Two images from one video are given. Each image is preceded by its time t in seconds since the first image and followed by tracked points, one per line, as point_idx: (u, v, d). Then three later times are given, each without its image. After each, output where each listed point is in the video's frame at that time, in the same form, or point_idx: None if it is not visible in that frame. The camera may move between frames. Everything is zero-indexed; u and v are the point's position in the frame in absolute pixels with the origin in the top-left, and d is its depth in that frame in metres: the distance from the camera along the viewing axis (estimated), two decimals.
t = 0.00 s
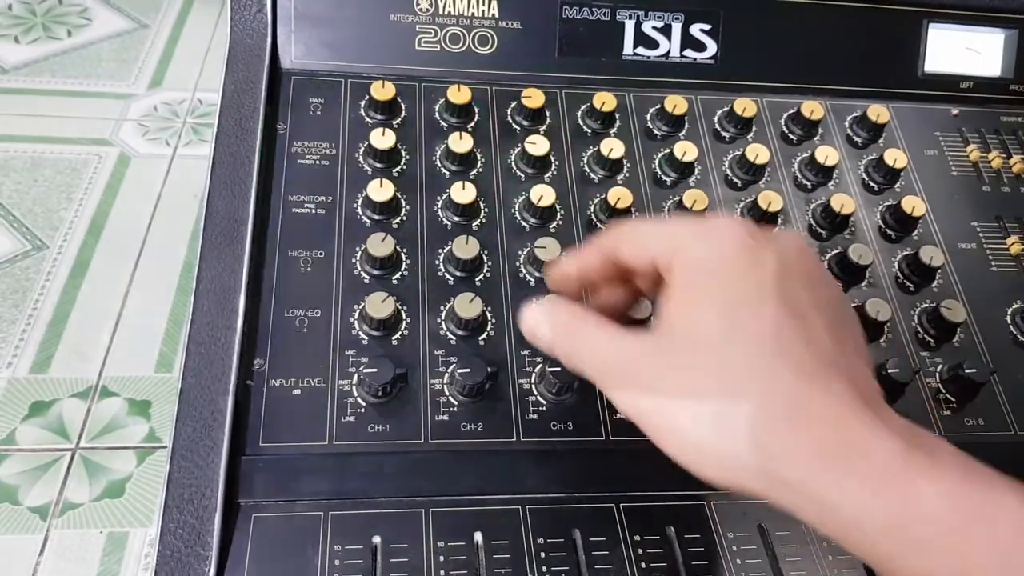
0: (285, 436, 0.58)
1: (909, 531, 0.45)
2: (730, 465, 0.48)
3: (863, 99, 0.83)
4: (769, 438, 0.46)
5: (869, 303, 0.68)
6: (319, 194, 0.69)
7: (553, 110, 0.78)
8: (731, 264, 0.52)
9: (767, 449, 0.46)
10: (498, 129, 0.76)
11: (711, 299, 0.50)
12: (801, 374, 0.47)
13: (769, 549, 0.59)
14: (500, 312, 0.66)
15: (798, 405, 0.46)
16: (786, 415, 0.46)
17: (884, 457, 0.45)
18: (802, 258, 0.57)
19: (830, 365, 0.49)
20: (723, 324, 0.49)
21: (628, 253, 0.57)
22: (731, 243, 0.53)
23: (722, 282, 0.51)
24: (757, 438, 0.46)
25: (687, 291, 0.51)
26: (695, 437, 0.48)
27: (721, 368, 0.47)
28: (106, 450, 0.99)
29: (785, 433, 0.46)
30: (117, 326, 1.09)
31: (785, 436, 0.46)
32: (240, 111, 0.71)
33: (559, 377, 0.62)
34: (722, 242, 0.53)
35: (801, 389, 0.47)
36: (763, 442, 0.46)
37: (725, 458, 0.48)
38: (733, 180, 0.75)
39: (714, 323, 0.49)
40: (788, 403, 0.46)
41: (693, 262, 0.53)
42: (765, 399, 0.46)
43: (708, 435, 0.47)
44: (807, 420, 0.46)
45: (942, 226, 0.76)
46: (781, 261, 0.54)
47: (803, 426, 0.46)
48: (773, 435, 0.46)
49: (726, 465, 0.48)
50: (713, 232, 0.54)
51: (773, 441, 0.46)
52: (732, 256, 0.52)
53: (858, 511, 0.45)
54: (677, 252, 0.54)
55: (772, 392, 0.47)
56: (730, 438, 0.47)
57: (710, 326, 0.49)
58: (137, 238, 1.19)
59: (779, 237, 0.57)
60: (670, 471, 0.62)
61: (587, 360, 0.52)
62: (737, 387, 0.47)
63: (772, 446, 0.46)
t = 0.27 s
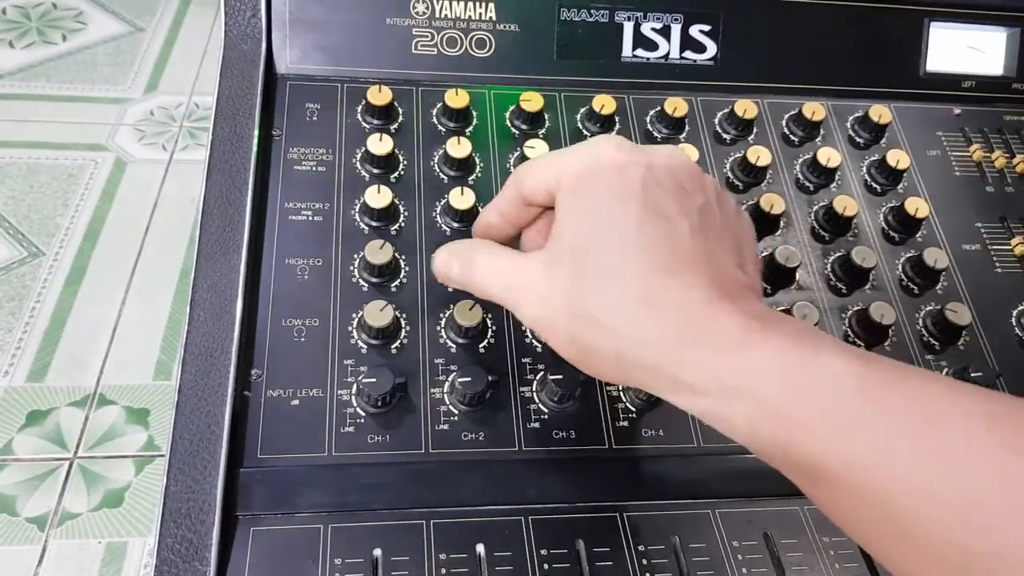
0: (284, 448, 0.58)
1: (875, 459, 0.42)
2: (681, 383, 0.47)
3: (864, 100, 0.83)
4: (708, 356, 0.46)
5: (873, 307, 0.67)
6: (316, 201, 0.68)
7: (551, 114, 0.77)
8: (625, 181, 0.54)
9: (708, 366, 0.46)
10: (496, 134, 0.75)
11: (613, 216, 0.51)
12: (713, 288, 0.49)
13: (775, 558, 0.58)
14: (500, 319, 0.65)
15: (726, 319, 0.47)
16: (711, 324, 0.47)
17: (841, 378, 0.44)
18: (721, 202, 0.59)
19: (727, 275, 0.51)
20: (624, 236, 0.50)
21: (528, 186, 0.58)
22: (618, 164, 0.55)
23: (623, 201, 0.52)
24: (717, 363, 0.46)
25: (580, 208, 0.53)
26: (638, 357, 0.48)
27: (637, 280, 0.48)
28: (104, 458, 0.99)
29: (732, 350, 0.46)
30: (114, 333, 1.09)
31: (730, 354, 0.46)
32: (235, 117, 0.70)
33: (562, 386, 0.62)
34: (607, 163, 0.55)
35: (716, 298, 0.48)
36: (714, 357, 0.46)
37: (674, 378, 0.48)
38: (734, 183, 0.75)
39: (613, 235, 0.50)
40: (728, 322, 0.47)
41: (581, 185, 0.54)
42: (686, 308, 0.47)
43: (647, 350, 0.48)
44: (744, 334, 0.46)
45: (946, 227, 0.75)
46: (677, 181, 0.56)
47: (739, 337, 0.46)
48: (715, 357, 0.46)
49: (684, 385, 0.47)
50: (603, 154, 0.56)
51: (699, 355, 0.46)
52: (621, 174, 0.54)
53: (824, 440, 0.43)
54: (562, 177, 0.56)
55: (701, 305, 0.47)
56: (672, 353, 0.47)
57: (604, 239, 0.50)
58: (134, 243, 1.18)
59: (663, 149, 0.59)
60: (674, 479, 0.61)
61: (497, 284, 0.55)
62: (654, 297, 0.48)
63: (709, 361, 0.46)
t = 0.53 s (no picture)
0: (290, 442, 0.57)
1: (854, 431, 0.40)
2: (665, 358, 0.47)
3: (874, 92, 0.82)
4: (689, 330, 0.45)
5: (885, 301, 0.66)
6: (321, 193, 0.68)
7: (558, 105, 0.76)
8: (603, 163, 0.53)
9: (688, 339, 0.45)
10: (503, 125, 0.74)
11: (594, 201, 0.51)
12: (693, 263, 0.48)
13: (785, 553, 0.58)
14: (507, 312, 0.64)
15: (706, 293, 0.46)
16: (690, 300, 0.46)
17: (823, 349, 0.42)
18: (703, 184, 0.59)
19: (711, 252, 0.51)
20: (603, 216, 0.50)
21: (512, 177, 0.57)
22: (601, 150, 0.54)
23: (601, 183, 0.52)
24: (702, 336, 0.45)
25: (558, 191, 0.53)
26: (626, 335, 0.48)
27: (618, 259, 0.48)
28: (106, 452, 0.98)
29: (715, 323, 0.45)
30: (115, 326, 1.08)
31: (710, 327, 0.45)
32: (239, 108, 0.69)
33: (570, 380, 0.61)
34: (586, 145, 0.55)
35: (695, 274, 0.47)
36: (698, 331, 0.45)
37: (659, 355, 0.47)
38: (744, 175, 0.74)
39: (591, 216, 0.50)
40: (710, 295, 0.46)
41: (560, 169, 0.54)
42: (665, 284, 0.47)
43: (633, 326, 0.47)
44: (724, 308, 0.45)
45: (957, 221, 0.75)
46: (654, 168, 0.55)
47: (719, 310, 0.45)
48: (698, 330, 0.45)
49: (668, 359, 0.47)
50: (582, 139, 0.55)
51: (683, 326, 0.45)
52: (601, 156, 0.54)
53: (805, 408, 0.42)
54: (539, 162, 0.55)
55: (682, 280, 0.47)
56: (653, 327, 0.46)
57: (585, 221, 0.50)
58: (135, 236, 1.17)
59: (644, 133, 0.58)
60: (683, 474, 0.60)
61: (497, 274, 0.56)
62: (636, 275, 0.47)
63: (687, 333, 0.45)
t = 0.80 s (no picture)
0: (288, 431, 0.57)
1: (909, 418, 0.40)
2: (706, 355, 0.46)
3: (874, 85, 0.82)
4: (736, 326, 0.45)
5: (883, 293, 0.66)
6: (320, 182, 0.68)
7: (558, 96, 0.76)
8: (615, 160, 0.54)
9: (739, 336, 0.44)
10: (502, 116, 0.74)
11: (614, 195, 0.52)
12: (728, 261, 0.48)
13: (782, 544, 0.58)
14: (507, 303, 0.64)
15: (748, 278, 0.46)
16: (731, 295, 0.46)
17: (871, 342, 0.42)
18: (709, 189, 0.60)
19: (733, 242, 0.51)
20: (624, 210, 0.51)
21: (515, 169, 0.58)
22: (615, 149, 0.55)
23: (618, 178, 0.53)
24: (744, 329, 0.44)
25: (576, 188, 0.53)
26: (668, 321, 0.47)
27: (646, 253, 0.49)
28: (103, 442, 0.98)
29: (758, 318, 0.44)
30: (114, 317, 1.08)
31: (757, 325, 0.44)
32: (238, 96, 0.69)
33: (569, 370, 0.61)
34: (598, 142, 0.55)
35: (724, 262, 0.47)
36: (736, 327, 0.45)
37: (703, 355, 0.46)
38: (743, 167, 0.74)
39: (611, 212, 0.51)
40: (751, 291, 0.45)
41: (570, 165, 0.55)
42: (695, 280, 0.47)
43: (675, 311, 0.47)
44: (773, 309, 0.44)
45: (956, 214, 0.75)
46: (663, 168, 0.55)
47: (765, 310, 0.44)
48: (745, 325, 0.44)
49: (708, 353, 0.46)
50: (592, 138, 0.56)
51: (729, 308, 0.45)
52: (617, 155, 0.54)
53: (859, 386, 0.41)
54: (547, 158, 0.56)
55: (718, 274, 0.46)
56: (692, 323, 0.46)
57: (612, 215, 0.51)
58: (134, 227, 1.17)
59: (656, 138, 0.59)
60: (681, 465, 0.61)
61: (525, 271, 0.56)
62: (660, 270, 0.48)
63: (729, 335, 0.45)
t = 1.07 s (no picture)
0: (287, 429, 0.57)
1: (890, 453, 0.44)
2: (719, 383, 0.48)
3: (873, 85, 0.82)
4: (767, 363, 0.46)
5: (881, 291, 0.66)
6: (320, 181, 0.68)
7: (558, 95, 0.76)
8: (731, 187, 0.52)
9: (755, 369, 0.47)
10: (502, 115, 0.74)
11: (721, 224, 0.50)
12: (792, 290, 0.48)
13: (780, 543, 0.58)
14: (505, 302, 0.65)
15: (841, 347, 0.46)
16: (788, 334, 0.46)
17: (892, 392, 0.44)
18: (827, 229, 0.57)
19: (825, 280, 0.50)
20: (721, 242, 0.49)
21: (647, 162, 0.54)
22: (745, 178, 0.52)
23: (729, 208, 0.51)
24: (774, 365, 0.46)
25: (697, 211, 0.51)
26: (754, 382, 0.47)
27: (720, 285, 0.48)
28: (102, 441, 0.98)
29: (778, 355, 0.46)
30: (113, 315, 1.08)
31: (778, 359, 0.46)
32: (238, 95, 0.69)
33: (567, 368, 0.60)
34: (726, 167, 0.53)
35: (805, 310, 0.47)
36: (770, 368, 0.46)
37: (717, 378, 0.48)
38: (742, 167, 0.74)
39: (712, 244, 0.49)
40: (794, 330, 0.47)
41: (702, 186, 0.52)
42: (767, 322, 0.47)
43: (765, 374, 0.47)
44: (800, 343, 0.46)
45: (953, 214, 0.75)
46: (794, 205, 0.54)
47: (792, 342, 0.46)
48: (779, 362, 0.46)
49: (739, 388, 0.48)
50: (728, 164, 0.53)
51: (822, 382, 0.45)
52: (741, 182, 0.52)
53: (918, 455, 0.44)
54: (672, 168, 0.53)
55: (765, 306, 0.47)
56: (717, 355, 0.47)
57: (712, 248, 0.49)
58: (133, 225, 1.17)
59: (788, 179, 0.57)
60: (680, 464, 0.61)
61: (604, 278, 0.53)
62: (737, 310, 0.47)
63: (747, 364, 0.47)
